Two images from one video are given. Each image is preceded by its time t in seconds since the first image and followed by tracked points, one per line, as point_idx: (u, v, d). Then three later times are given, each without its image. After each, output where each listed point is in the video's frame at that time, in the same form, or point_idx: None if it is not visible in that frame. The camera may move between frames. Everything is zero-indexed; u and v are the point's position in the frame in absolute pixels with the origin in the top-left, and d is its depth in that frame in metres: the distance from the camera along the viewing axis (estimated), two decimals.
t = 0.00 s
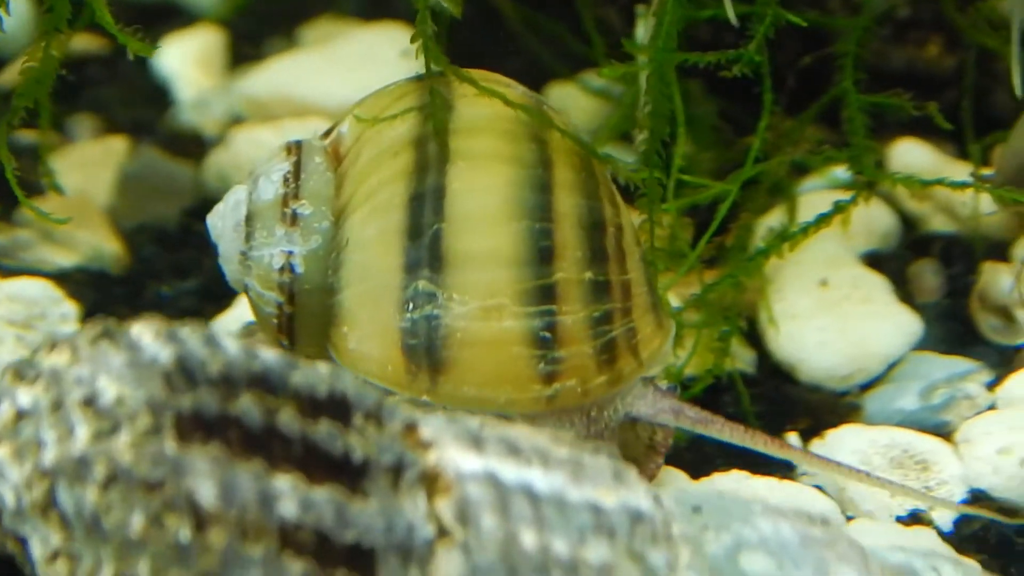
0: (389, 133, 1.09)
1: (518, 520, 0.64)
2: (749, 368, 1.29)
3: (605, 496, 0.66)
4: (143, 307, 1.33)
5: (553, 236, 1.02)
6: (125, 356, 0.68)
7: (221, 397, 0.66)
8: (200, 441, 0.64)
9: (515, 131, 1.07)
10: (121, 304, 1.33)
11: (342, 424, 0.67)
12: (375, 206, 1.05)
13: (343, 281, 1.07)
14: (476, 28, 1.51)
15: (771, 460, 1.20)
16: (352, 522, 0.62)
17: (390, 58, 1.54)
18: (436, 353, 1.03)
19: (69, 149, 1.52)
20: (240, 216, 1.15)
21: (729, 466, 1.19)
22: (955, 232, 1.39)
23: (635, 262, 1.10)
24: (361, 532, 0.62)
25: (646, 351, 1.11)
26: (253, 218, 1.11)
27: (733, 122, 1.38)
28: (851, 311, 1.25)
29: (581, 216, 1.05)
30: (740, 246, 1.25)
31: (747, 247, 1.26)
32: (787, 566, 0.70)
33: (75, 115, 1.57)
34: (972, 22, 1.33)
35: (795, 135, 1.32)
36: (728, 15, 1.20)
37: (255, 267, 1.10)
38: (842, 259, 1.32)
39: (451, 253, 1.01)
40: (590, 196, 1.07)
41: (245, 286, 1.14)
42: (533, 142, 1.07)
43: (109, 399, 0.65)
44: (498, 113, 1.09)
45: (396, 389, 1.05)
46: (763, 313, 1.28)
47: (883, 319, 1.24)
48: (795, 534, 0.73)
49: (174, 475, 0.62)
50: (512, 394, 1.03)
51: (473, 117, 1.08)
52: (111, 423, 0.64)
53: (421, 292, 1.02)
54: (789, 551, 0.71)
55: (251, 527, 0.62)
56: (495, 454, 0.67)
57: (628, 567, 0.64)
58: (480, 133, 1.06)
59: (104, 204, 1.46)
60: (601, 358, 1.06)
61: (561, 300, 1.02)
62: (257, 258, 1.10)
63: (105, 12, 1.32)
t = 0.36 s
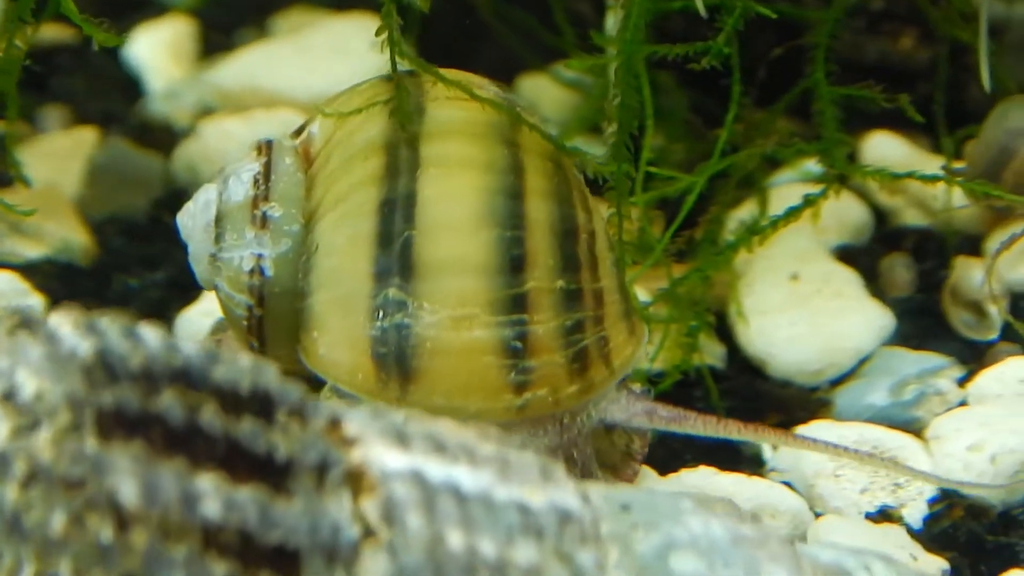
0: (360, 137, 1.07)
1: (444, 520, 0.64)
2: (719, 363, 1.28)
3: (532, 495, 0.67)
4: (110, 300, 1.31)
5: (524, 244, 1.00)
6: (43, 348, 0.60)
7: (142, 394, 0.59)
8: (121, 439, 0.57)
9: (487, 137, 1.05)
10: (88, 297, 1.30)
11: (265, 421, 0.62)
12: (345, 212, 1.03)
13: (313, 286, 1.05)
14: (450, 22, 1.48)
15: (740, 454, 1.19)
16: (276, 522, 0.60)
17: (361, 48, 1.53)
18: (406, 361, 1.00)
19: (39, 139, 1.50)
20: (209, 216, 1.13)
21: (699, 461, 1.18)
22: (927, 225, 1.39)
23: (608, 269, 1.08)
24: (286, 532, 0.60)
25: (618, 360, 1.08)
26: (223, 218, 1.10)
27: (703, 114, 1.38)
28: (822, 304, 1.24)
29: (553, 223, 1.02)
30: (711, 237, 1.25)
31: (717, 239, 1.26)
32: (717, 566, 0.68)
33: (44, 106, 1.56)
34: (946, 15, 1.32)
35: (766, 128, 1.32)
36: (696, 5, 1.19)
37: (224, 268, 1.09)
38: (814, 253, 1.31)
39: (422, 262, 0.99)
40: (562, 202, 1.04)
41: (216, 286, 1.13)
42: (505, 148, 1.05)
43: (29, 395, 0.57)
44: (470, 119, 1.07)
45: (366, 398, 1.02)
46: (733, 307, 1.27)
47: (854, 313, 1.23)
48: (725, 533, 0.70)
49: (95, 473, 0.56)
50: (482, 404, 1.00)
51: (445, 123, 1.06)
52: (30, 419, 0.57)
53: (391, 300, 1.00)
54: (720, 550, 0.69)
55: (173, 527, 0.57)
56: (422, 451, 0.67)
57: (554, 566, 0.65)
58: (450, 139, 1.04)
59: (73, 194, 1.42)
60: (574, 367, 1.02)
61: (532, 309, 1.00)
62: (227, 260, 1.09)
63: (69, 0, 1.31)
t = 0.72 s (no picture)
0: (352, 145, 1.04)
1: (408, 523, 0.63)
2: (708, 357, 1.27)
3: (494, 495, 0.67)
4: (96, 294, 1.30)
5: (518, 258, 0.98)
6: None
7: (101, 404, 0.61)
8: (83, 449, 0.59)
9: (481, 146, 1.02)
10: (74, 291, 1.30)
11: (226, 429, 0.63)
12: (337, 223, 1.01)
13: (305, 295, 1.04)
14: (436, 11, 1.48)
15: (730, 450, 1.19)
16: (241, 531, 0.59)
17: (348, 41, 1.52)
18: (397, 376, 0.99)
19: (27, 133, 1.49)
20: (200, 218, 1.12)
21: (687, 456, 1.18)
22: (917, 219, 1.38)
23: (601, 281, 1.06)
24: (251, 541, 0.59)
25: (612, 372, 1.07)
26: (214, 223, 1.08)
27: (691, 106, 1.38)
28: (811, 299, 1.23)
29: (547, 236, 1.00)
30: (700, 231, 1.24)
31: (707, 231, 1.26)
32: (681, 563, 0.71)
33: (31, 99, 1.55)
34: (935, 7, 1.32)
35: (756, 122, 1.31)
36: None
37: (215, 273, 1.08)
38: (802, 247, 1.30)
39: (415, 277, 0.98)
40: (556, 213, 1.02)
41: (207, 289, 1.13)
42: (499, 158, 1.02)
43: None
44: (464, 126, 1.03)
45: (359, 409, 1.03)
46: (721, 302, 1.26)
47: (843, 308, 1.22)
48: (687, 530, 0.73)
49: (57, 486, 0.59)
50: (474, 419, 0.99)
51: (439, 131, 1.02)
52: None
53: (384, 315, 0.99)
54: (684, 548, 0.72)
55: (138, 538, 0.59)
56: (381, 455, 0.66)
57: (522, 568, 0.65)
58: (444, 150, 1.01)
59: (58, 188, 1.42)
60: (566, 381, 1.02)
61: (525, 324, 0.99)
62: (218, 265, 1.08)
63: None
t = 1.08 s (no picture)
0: (343, 149, 1.04)
1: (378, 521, 0.64)
2: (692, 352, 1.27)
3: (463, 492, 0.68)
4: (82, 287, 1.30)
5: (506, 266, 0.98)
6: None
7: (67, 407, 0.64)
8: (51, 452, 0.64)
9: (473, 153, 1.01)
10: (60, 284, 1.30)
11: (193, 429, 0.64)
12: (326, 228, 1.01)
13: (293, 298, 1.04)
14: (420, 9, 1.49)
15: (712, 445, 1.18)
16: (209, 530, 0.61)
17: (336, 36, 1.53)
18: (384, 383, 0.99)
19: (14, 127, 1.50)
20: (189, 217, 1.12)
21: (669, 451, 1.18)
22: (902, 215, 1.39)
23: (590, 290, 1.06)
24: (220, 539, 0.61)
25: (598, 379, 1.07)
26: (202, 223, 1.08)
27: (677, 102, 1.38)
28: (795, 294, 1.23)
29: (536, 244, 1.00)
30: (684, 226, 1.24)
31: (691, 225, 1.26)
32: (653, 558, 0.69)
33: (20, 94, 1.55)
34: (920, 4, 1.33)
35: (741, 118, 1.32)
36: None
37: (203, 274, 1.08)
38: (786, 243, 1.30)
39: (403, 285, 0.97)
40: (546, 222, 1.02)
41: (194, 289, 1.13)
42: (489, 166, 1.01)
43: None
44: (456, 132, 1.03)
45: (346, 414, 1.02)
46: (705, 297, 1.26)
47: (828, 305, 1.22)
48: (659, 525, 0.72)
49: (26, 488, 0.63)
50: (460, 427, 0.99)
51: (431, 138, 1.02)
52: None
53: (371, 322, 0.98)
54: (658, 543, 0.70)
55: (109, 539, 0.62)
56: (351, 454, 0.67)
57: (491, 564, 0.65)
58: (434, 157, 1.00)
59: (45, 182, 1.42)
60: (553, 391, 1.02)
61: (512, 333, 0.99)
62: (205, 265, 1.07)
63: None
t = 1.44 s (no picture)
0: (327, 150, 1.01)
1: (348, 515, 0.62)
2: (672, 345, 1.26)
3: (435, 487, 0.66)
4: (62, 281, 1.29)
5: (491, 268, 0.97)
6: None
7: (36, 404, 0.61)
8: (20, 447, 0.61)
9: (458, 154, 0.99)
10: (39, 278, 1.29)
11: (163, 426, 0.61)
12: (309, 229, 0.98)
13: (275, 299, 1.01)
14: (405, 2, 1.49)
15: (693, 439, 1.18)
16: (180, 525, 0.59)
17: (317, 29, 1.54)
18: (368, 385, 0.97)
19: None
20: (171, 214, 1.07)
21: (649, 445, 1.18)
22: (883, 208, 1.39)
23: (574, 291, 1.05)
24: (190, 534, 0.59)
25: (582, 382, 1.07)
26: (184, 221, 1.06)
27: (660, 96, 1.39)
28: (776, 287, 1.23)
29: (521, 246, 0.99)
30: (666, 220, 1.24)
31: (672, 220, 1.26)
32: (626, 551, 0.67)
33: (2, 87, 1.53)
34: None
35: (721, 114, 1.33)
36: None
37: (186, 271, 1.06)
38: (767, 236, 1.30)
39: (388, 288, 0.95)
40: (531, 224, 1.00)
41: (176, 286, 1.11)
42: (474, 166, 0.99)
43: None
44: (441, 131, 1.00)
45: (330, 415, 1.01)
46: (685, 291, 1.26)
47: (809, 299, 1.21)
48: (632, 520, 0.70)
49: None
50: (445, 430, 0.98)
51: (416, 137, 0.99)
52: None
53: (355, 323, 0.96)
54: (630, 536, 0.68)
55: (80, 534, 0.60)
56: (320, 449, 0.65)
57: (462, 558, 0.63)
58: (420, 157, 0.98)
59: (25, 176, 1.40)
60: (537, 393, 1.01)
61: (497, 336, 0.98)
62: (188, 263, 1.05)
63: None
